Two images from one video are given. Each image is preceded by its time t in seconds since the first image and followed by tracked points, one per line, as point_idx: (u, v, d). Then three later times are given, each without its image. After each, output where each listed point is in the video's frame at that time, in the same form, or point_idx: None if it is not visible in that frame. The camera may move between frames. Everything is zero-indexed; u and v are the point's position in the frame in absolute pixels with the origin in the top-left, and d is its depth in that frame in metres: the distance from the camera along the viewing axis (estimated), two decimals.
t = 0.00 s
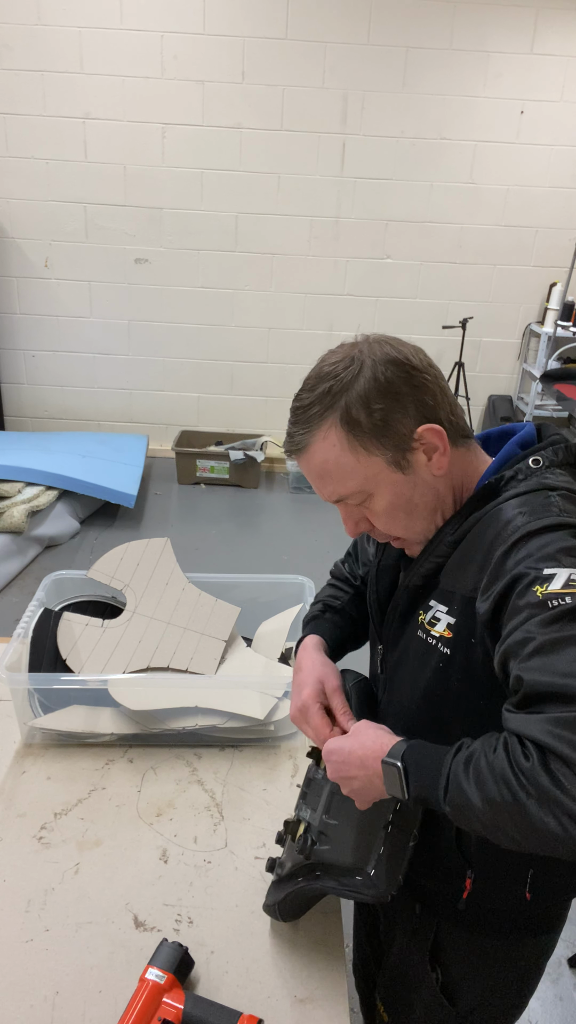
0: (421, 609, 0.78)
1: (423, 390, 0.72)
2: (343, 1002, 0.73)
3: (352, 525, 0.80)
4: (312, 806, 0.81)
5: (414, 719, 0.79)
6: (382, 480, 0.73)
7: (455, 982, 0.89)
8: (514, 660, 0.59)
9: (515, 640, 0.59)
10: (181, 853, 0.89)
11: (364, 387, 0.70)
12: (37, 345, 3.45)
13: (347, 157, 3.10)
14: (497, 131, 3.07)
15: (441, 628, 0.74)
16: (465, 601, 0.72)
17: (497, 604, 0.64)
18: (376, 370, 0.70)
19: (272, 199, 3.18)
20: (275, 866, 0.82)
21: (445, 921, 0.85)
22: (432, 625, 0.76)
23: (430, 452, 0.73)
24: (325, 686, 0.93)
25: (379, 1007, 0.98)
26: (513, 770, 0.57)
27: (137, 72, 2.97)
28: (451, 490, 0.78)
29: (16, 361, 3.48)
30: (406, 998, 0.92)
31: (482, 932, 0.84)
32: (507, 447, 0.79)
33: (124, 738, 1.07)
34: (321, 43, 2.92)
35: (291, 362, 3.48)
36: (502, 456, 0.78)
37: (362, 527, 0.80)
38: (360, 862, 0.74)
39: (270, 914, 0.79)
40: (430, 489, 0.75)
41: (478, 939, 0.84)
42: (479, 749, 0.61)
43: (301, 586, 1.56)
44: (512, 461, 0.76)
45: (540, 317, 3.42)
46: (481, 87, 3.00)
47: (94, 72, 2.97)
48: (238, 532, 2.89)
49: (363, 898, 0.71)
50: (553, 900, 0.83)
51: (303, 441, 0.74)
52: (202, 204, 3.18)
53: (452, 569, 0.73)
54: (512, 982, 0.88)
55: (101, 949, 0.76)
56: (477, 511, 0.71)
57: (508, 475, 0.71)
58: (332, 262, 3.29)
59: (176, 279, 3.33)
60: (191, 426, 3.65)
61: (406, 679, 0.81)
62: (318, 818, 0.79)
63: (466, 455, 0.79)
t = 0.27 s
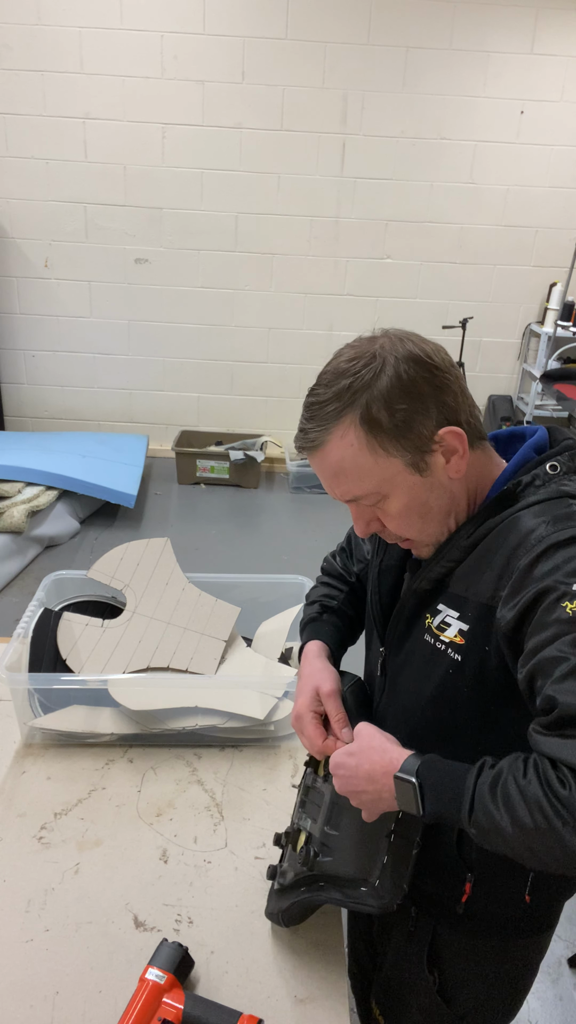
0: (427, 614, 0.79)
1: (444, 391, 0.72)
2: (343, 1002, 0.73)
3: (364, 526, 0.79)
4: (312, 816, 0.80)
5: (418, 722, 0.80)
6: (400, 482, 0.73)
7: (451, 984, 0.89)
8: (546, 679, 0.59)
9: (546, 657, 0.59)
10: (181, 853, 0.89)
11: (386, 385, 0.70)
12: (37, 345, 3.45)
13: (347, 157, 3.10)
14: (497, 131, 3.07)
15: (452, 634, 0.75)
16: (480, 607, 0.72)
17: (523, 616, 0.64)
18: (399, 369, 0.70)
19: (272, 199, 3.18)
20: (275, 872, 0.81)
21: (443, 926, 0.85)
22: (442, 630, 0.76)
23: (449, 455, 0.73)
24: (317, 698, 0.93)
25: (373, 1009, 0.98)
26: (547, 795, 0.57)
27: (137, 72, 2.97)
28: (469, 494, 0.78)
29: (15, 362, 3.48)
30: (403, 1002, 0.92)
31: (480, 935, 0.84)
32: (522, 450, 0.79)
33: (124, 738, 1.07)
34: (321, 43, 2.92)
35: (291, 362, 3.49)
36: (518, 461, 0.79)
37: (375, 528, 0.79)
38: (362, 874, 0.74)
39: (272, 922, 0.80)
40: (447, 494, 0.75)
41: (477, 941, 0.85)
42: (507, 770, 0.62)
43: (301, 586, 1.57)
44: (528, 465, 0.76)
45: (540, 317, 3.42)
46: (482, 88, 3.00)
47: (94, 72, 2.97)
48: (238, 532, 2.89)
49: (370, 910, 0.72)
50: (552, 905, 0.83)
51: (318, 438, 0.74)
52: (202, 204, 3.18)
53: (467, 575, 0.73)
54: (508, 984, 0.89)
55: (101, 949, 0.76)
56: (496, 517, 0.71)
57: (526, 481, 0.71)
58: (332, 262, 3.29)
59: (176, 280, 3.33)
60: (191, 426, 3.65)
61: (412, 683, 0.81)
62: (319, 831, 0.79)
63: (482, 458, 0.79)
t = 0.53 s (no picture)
0: (430, 616, 0.79)
1: (456, 394, 0.72)
2: (344, 1002, 0.73)
3: (370, 527, 0.80)
4: (312, 822, 0.83)
5: (420, 724, 0.80)
6: (409, 486, 0.73)
7: (450, 986, 0.89)
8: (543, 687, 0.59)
9: (542, 664, 0.59)
10: (181, 853, 0.89)
11: (398, 388, 0.69)
12: (37, 345, 3.45)
13: (347, 157, 3.10)
14: (497, 131, 3.07)
15: (456, 637, 0.75)
16: (484, 610, 0.72)
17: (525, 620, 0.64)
18: (411, 371, 0.70)
19: (272, 199, 3.18)
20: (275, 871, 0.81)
21: (444, 924, 0.85)
22: (446, 633, 0.76)
23: (459, 459, 0.73)
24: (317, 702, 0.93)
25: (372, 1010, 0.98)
26: (533, 809, 0.58)
27: (137, 72, 2.97)
28: (476, 497, 0.78)
29: (15, 361, 3.48)
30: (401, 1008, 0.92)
31: (482, 932, 0.85)
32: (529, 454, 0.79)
33: (124, 738, 1.07)
34: (321, 42, 2.92)
35: (291, 362, 3.49)
36: (525, 465, 0.79)
37: (382, 530, 0.79)
38: (362, 877, 0.76)
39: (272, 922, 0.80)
40: (455, 497, 0.75)
41: (477, 939, 0.85)
42: (492, 788, 0.62)
43: (301, 586, 1.57)
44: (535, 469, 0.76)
45: (540, 317, 3.42)
46: (481, 88, 3.00)
47: (94, 72, 2.97)
48: (238, 532, 2.89)
49: (370, 914, 0.72)
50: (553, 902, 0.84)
51: (327, 440, 0.73)
52: (202, 204, 3.18)
53: (473, 578, 0.73)
54: (507, 985, 0.89)
55: (101, 949, 0.76)
56: (502, 520, 0.71)
57: (533, 484, 0.71)
58: (332, 262, 3.29)
59: (176, 280, 3.33)
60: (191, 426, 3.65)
61: (415, 685, 0.81)
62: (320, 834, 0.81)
63: (490, 461, 0.79)
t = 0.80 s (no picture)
0: (424, 617, 0.79)
1: (455, 394, 0.72)
2: (344, 1002, 0.73)
3: (368, 527, 0.80)
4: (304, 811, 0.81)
5: (412, 724, 0.80)
6: (407, 487, 0.73)
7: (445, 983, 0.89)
8: (556, 718, 0.59)
9: (555, 695, 0.59)
10: (181, 853, 0.89)
11: (396, 389, 0.69)
12: (37, 345, 3.45)
13: (347, 157, 3.10)
14: (497, 131, 3.07)
15: (449, 641, 0.75)
16: (477, 617, 0.71)
17: (528, 641, 0.64)
18: (411, 372, 0.70)
19: (272, 199, 3.18)
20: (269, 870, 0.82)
21: (437, 924, 0.85)
22: (440, 635, 0.76)
23: (458, 460, 0.73)
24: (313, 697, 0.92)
25: (368, 1006, 0.98)
26: (549, 840, 0.58)
27: (137, 72, 2.97)
28: (473, 498, 0.78)
29: (15, 362, 3.48)
30: (397, 1003, 0.92)
31: (475, 932, 0.84)
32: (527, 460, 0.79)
33: (124, 738, 1.07)
34: (321, 43, 2.92)
35: (291, 363, 3.49)
36: (524, 468, 0.78)
37: (379, 530, 0.79)
38: (350, 869, 0.75)
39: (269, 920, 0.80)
40: (453, 498, 0.75)
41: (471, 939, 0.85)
42: (510, 809, 0.62)
43: (301, 586, 1.57)
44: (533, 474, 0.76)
45: (540, 317, 3.42)
46: (481, 88, 3.00)
47: (94, 72, 2.97)
48: (238, 532, 2.88)
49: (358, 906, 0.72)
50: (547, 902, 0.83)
51: (325, 439, 0.73)
52: (202, 204, 3.18)
53: (468, 584, 0.73)
54: (502, 982, 0.89)
55: (101, 949, 0.76)
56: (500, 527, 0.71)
57: (532, 491, 0.70)
58: (332, 262, 3.29)
59: (176, 280, 3.33)
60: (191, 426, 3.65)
61: (407, 686, 0.81)
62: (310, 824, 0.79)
63: (488, 463, 0.79)
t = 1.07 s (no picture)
0: (426, 620, 0.79)
1: (457, 397, 0.72)
2: (345, 1002, 0.73)
3: (368, 529, 0.80)
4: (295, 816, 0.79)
5: (413, 727, 0.80)
6: (408, 490, 0.73)
7: (445, 985, 0.89)
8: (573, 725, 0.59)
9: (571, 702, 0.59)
10: (181, 853, 0.89)
11: (398, 392, 0.69)
12: (37, 345, 3.45)
13: (347, 157, 3.10)
14: (497, 131, 3.07)
15: (452, 644, 0.75)
16: (483, 620, 0.71)
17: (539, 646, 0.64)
18: (412, 374, 0.70)
19: (273, 199, 3.18)
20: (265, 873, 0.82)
21: (437, 928, 0.85)
22: (442, 639, 0.76)
23: (459, 463, 0.73)
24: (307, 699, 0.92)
25: (367, 1007, 0.98)
26: (562, 845, 0.58)
27: (137, 72, 2.97)
28: (474, 500, 0.78)
29: (15, 361, 3.47)
30: (396, 1003, 0.92)
31: (475, 937, 0.84)
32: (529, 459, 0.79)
33: (124, 738, 1.07)
34: (321, 43, 2.92)
35: (291, 363, 3.49)
36: (526, 468, 0.78)
37: (380, 532, 0.80)
38: (340, 876, 0.76)
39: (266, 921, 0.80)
40: (454, 501, 0.75)
41: (470, 943, 0.85)
42: (522, 812, 0.62)
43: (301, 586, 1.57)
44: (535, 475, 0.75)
45: (540, 317, 3.42)
46: (482, 88, 2.99)
47: (94, 72, 2.97)
48: (238, 532, 2.88)
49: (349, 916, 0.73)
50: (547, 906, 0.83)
51: (325, 441, 0.73)
52: (202, 204, 3.18)
53: (472, 586, 0.73)
54: (502, 985, 0.89)
55: (101, 949, 0.76)
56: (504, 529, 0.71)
57: (536, 491, 0.69)
58: (332, 262, 3.29)
59: (176, 280, 3.33)
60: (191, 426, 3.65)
61: (409, 688, 0.81)
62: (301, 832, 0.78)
63: (489, 464, 0.79)
